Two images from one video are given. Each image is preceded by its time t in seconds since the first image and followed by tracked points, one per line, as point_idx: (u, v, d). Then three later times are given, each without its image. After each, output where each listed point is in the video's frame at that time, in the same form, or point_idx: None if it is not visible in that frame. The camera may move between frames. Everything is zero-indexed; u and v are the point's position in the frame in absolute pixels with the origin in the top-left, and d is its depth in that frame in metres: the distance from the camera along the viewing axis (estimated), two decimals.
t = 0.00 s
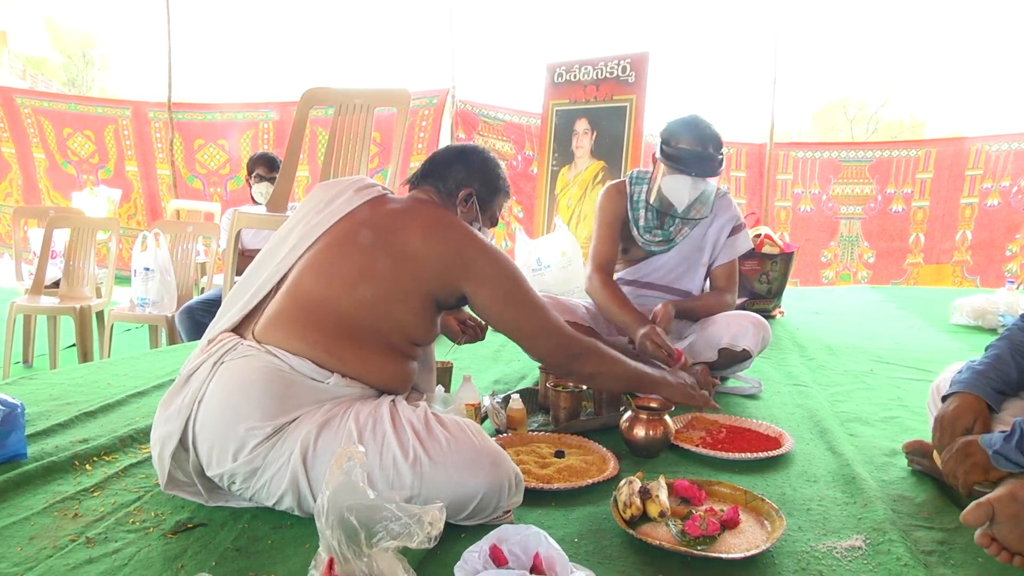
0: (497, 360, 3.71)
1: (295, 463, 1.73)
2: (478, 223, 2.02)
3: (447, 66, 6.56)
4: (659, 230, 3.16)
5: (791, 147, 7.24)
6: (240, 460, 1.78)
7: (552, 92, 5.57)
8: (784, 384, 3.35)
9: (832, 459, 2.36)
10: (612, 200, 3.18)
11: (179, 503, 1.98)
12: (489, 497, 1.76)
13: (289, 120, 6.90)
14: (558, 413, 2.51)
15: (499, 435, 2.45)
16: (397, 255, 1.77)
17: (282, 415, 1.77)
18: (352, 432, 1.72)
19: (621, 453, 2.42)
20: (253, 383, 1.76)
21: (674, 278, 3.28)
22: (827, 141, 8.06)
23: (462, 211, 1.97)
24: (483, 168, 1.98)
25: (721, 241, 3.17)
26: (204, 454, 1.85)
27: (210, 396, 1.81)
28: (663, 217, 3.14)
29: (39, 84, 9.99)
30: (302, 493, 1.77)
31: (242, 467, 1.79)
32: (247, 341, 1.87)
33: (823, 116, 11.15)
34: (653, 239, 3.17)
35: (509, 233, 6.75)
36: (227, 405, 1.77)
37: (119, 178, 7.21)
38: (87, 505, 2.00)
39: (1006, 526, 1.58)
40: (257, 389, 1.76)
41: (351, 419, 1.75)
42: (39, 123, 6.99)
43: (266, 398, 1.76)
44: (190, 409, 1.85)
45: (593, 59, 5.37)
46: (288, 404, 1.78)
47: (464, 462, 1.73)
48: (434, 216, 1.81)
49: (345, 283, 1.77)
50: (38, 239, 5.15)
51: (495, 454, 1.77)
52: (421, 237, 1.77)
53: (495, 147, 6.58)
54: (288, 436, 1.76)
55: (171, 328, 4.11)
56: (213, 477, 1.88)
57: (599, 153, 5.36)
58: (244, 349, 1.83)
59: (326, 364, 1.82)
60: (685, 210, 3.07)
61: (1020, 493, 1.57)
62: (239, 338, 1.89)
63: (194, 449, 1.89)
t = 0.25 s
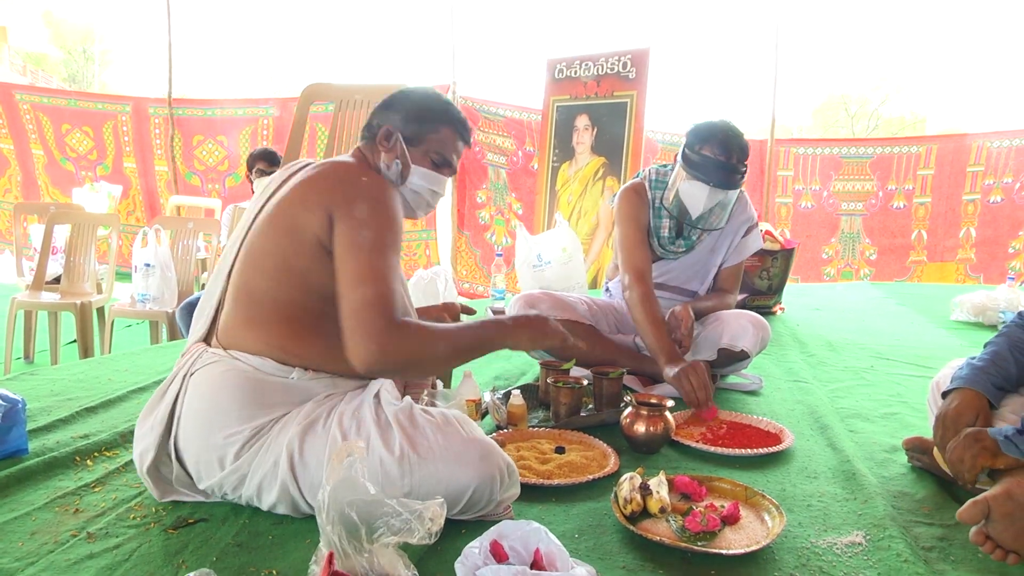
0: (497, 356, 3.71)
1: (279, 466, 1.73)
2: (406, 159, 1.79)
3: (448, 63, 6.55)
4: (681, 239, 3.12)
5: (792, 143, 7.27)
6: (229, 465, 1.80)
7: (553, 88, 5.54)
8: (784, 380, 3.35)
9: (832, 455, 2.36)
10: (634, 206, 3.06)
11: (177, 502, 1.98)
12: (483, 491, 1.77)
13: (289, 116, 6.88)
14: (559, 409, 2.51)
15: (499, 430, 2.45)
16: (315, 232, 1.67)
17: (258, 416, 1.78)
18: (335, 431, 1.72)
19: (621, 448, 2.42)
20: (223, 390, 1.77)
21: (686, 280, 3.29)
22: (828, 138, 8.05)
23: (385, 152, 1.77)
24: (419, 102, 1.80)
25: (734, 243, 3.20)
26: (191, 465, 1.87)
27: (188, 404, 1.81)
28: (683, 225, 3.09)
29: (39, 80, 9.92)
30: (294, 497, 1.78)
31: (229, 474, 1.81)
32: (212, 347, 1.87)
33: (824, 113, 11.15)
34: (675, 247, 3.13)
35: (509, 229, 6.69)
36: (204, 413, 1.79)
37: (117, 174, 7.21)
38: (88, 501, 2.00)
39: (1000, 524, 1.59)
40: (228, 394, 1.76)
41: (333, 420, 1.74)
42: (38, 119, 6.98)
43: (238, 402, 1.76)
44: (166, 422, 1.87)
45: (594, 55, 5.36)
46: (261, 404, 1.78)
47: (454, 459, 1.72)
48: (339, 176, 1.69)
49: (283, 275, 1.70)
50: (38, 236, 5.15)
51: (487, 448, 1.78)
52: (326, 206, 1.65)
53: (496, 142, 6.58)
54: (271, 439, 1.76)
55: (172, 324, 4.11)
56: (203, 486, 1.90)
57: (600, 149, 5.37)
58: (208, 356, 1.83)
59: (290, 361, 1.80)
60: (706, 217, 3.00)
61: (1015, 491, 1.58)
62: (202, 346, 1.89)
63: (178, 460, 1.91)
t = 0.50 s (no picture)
0: (497, 350, 3.71)
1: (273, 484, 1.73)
2: (360, 143, 1.51)
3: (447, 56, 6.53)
4: (663, 225, 3.14)
5: (792, 137, 7.24)
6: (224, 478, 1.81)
7: (552, 81, 5.52)
8: (783, 373, 3.35)
9: (832, 448, 2.36)
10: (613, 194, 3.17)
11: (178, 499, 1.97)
12: (486, 486, 1.76)
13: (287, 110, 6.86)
14: (558, 403, 2.51)
15: (499, 424, 2.45)
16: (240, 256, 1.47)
17: (244, 436, 1.76)
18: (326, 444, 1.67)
19: (621, 441, 2.42)
20: (205, 414, 1.75)
21: (676, 270, 3.28)
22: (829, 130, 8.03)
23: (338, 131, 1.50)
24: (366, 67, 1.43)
25: (722, 231, 3.17)
26: (187, 478, 1.90)
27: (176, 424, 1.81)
28: (667, 212, 3.12)
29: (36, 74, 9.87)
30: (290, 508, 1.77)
31: (225, 488, 1.83)
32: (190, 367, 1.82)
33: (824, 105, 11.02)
34: (657, 234, 3.16)
35: (507, 223, 6.73)
36: (192, 434, 1.79)
37: (112, 169, 7.20)
38: (88, 495, 2.00)
39: (988, 515, 1.60)
40: (212, 419, 1.74)
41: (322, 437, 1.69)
42: (34, 113, 6.95)
43: (223, 426, 1.75)
44: (155, 437, 1.87)
45: (595, 47, 5.33)
46: (246, 426, 1.76)
47: (453, 459, 1.69)
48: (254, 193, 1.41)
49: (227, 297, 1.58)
50: (38, 231, 5.14)
51: (487, 445, 1.76)
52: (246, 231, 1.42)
53: (495, 135, 6.54)
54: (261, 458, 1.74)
55: (171, 318, 4.11)
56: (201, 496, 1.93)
57: (599, 143, 5.36)
58: (187, 379, 1.80)
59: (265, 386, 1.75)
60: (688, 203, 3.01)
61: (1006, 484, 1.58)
62: (183, 363, 1.85)
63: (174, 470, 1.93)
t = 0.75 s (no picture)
0: (495, 350, 3.71)
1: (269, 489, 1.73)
2: (376, 158, 1.57)
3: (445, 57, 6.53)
4: (659, 226, 3.13)
5: (791, 137, 7.29)
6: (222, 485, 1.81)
7: (551, 81, 5.53)
8: (782, 373, 3.35)
9: (830, 448, 2.37)
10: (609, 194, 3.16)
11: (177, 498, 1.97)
12: (485, 482, 1.76)
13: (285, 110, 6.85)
14: (557, 403, 2.51)
15: (497, 424, 2.45)
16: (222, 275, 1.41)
17: (238, 446, 1.76)
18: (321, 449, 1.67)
19: (619, 442, 2.42)
20: (198, 427, 1.75)
21: (672, 272, 3.28)
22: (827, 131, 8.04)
23: (351, 150, 1.53)
24: (383, 88, 1.46)
25: (720, 232, 3.19)
26: (184, 487, 1.90)
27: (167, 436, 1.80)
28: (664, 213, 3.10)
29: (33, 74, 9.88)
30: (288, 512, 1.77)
31: (223, 496, 1.83)
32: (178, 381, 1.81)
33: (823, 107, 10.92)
34: (654, 235, 3.15)
35: (506, 223, 6.67)
36: (186, 446, 1.79)
37: (107, 170, 7.17)
38: (87, 495, 2.00)
39: (978, 520, 1.60)
40: (204, 430, 1.74)
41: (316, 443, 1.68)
42: (30, 113, 6.93)
43: (217, 438, 1.75)
44: (148, 449, 1.87)
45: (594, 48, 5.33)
46: (240, 437, 1.75)
47: (450, 460, 1.69)
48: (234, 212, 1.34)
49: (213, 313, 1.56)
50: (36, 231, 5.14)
51: (485, 442, 1.76)
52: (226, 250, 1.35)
53: (494, 136, 6.54)
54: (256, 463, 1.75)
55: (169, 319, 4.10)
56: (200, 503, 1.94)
57: (597, 143, 5.36)
58: (176, 395, 1.78)
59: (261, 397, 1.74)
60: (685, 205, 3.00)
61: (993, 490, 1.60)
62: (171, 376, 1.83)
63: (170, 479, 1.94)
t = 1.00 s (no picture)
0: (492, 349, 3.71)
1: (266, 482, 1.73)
2: (375, 142, 1.66)
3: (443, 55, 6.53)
4: (674, 234, 3.09)
5: (788, 138, 7.29)
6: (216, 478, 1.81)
7: (549, 80, 5.53)
8: (778, 373, 3.36)
9: (825, 448, 2.37)
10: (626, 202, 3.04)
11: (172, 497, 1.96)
12: (479, 484, 1.77)
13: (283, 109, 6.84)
14: (553, 403, 2.51)
15: (493, 423, 2.45)
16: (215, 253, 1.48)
17: (235, 437, 1.76)
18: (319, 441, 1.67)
19: (615, 441, 2.42)
20: (195, 416, 1.76)
21: (679, 274, 3.28)
22: (824, 132, 8.06)
23: (348, 135, 1.63)
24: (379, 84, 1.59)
25: (728, 236, 3.20)
26: (180, 481, 1.90)
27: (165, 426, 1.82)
28: (677, 221, 3.05)
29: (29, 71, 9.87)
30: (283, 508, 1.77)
31: (219, 489, 1.83)
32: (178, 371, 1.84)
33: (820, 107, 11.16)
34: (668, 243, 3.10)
35: (503, 222, 6.67)
36: (182, 436, 1.80)
37: (104, 167, 7.17)
38: (82, 493, 2.00)
39: (975, 527, 1.61)
40: (201, 418, 1.76)
41: (316, 431, 1.69)
42: (27, 110, 6.91)
43: (213, 427, 1.75)
44: (145, 441, 1.88)
45: (592, 48, 5.32)
46: (236, 428, 1.76)
47: (448, 457, 1.71)
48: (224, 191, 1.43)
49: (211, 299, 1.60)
50: (33, 229, 5.13)
51: (480, 442, 1.76)
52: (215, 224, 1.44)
53: (492, 135, 6.53)
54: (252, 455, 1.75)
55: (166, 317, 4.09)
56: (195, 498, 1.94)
57: (595, 143, 5.36)
58: (174, 383, 1.80)
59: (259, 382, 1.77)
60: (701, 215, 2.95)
61: (990, 496, 1.61)
62: (170, 366, 1.85)
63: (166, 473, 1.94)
